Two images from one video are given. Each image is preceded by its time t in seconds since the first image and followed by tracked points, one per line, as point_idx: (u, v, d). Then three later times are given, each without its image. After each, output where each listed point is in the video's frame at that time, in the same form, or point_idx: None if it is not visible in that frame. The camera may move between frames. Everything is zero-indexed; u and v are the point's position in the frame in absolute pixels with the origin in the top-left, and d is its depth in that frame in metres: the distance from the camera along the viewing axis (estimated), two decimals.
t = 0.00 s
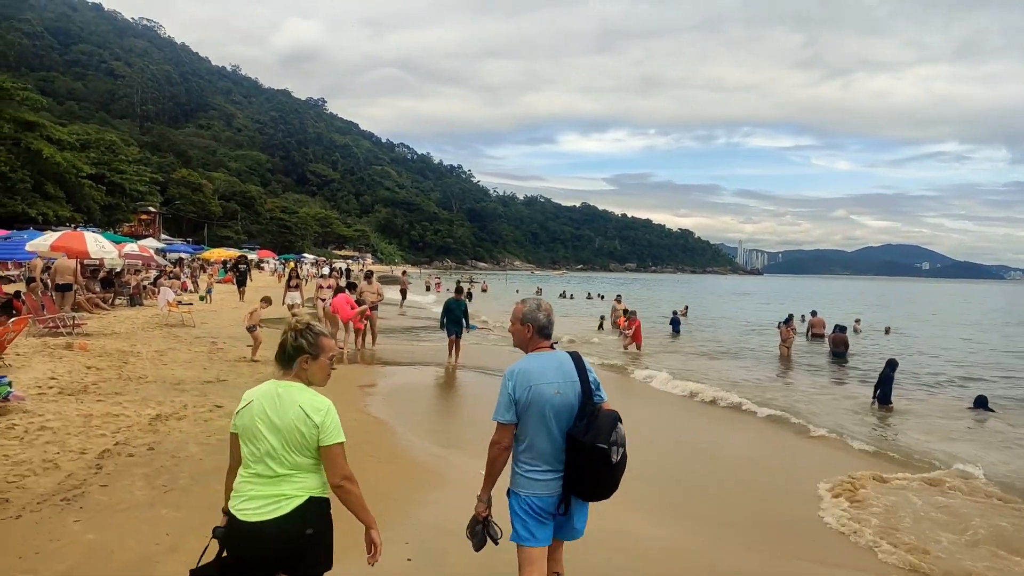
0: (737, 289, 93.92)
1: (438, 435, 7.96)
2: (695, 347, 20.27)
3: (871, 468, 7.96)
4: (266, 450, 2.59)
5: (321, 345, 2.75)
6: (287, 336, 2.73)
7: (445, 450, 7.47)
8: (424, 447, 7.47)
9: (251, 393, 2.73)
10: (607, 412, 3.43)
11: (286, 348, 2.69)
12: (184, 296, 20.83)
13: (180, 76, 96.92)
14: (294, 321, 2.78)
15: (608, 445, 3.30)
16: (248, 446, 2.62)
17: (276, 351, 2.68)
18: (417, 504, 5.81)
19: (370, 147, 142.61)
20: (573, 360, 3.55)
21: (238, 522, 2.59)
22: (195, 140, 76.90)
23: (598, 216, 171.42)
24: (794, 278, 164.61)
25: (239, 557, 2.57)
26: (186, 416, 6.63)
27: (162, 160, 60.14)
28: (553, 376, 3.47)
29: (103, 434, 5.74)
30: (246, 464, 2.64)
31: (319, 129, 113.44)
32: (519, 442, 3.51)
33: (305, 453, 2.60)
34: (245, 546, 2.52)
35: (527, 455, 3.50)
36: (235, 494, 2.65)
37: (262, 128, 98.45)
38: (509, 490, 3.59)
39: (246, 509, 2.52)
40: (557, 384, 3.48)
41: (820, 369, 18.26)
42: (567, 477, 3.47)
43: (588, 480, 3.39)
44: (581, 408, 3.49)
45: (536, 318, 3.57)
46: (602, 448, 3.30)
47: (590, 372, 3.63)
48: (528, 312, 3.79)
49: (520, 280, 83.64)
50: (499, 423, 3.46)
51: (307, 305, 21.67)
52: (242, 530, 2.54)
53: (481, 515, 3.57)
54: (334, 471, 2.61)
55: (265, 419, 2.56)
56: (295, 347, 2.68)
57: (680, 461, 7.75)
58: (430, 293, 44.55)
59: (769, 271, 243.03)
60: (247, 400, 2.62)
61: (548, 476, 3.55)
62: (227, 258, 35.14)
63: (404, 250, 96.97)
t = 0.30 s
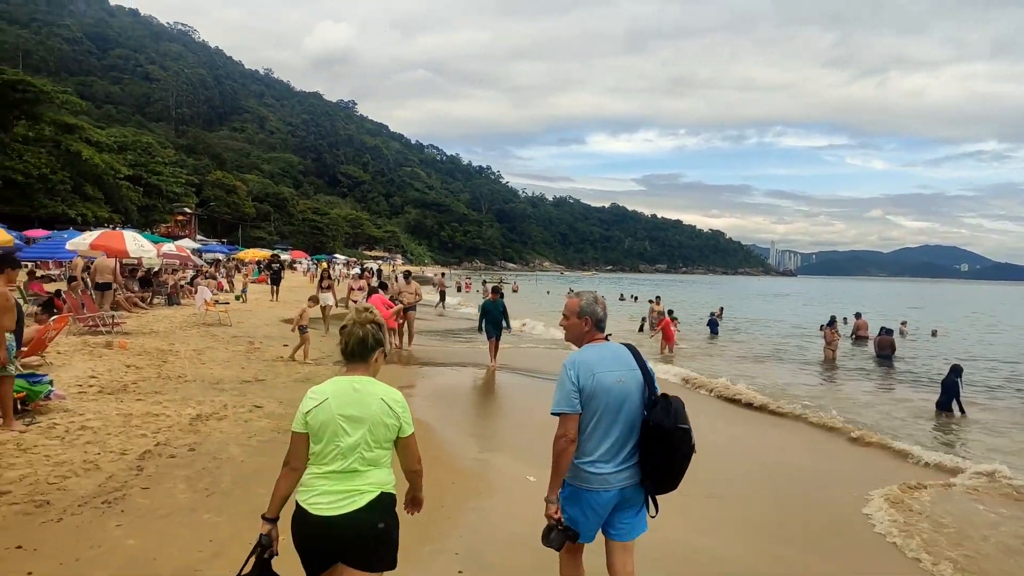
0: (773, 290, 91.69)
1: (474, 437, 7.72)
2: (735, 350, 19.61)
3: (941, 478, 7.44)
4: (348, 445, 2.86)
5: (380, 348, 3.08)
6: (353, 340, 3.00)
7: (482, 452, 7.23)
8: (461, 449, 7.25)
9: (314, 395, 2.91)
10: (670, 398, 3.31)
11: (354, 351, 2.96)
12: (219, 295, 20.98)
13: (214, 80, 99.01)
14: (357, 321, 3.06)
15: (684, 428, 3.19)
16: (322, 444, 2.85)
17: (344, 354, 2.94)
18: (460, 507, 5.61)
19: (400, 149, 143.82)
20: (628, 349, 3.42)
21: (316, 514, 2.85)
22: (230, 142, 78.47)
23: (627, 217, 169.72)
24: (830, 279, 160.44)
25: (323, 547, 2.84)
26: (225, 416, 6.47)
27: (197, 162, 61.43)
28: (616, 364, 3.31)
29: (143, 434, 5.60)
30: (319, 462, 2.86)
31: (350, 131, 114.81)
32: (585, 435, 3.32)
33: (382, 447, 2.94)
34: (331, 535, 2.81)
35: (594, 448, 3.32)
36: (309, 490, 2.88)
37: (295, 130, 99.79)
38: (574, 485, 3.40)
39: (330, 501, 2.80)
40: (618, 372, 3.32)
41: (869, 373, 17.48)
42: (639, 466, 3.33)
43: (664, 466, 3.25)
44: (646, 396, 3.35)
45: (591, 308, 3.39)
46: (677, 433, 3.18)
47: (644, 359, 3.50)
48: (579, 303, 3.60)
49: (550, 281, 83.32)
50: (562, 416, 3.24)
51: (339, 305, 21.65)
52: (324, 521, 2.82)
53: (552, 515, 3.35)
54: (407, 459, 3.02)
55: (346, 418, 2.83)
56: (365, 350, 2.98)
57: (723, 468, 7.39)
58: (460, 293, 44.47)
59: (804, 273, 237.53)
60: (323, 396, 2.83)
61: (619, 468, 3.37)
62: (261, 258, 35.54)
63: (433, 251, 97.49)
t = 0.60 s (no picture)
0: (826, 289, 88.54)
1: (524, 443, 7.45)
2: (793, 354, 18.75)
3: None
4: (411, 442, 2.87)
5: (434, 346, 3.07)
6: (409, 338, 2.97)
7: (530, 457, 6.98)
8: (507, 454, 7.02)
9: (376, 394, 2.91)
10: (725, 409, 3.14)
11: (411, 350, 2.95)
12: (270, 295, 21.35)
13: (264, 84, 101.90)
14: (414, 319, 3.06)
15: (738, 441, 3.00)
16: (387, 441, 2.86)
17: (400, 354, 2.92)
18: (511, 515, 5.37)
19: (443, 149, 145.12)
20: (682, 358, 3.26)
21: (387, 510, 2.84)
22: (278, 145, 80.59)
23: (671, 215, 166.87)
24: (887, 278, 153.99)
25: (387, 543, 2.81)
26: (278, 418, 6.39)
27: (248, 165, 63.25)
28: (669, 376, 3.16)
29: (200, 436, 5.58)
30: (384, 457, 2.87)
31: (394, 132, 116.45)
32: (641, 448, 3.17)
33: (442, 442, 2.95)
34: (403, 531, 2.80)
35: (650, 460, 3.17)
36: (376, 486, 2.87)
37: (341, 132, 101.76)
38: (632, 498, 3.26)
39: (404, 497, 2.79)
40: (673, 384, 3.16)
41: (940, 379, 16.42)
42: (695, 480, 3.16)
43: (720, 477, 3.08)
44: (701, 407, 3.17)
45: (642, 321, 3.23)
46: (732, 445, 3.00)
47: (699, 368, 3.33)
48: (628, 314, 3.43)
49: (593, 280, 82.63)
50: (619, 431, 3.08)
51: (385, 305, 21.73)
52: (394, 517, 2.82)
53: (610, 532, 3.21)
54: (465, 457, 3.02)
55: (412, 414, 2.85)
56: (422, 347, 2.98)
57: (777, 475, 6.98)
58: (504, 293, 44.40)
59: (857, 271, 228.77)
60: (385, 394, 2.85)
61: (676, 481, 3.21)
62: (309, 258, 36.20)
63: (476, 251, 97.98)
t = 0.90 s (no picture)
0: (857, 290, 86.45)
1: (558, 449, 7.13)
2: (832, 358, 18.02)
3: None
4: (459, 447, 2.71)
5: (482, 352, 2.90)
6: (455, 346, 2.83)
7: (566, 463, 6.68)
8: (540, 460, 6.75)
9: (422, 399, 2.77)
10: (758, 407, 3.11)
11: (458, 357, 2.80)
12: (296, 295, 21.30)
13: (291, 86, 103.01)
14: (457, 324, 2.93)
15: (765, 440, 2.96)
16: (434, 449, 2.69)
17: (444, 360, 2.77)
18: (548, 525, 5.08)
19: (467, 150, 145.37)
20: (716, 353, 3.28)
21: (444, 515, 2.66)
22: (305, 146, 81.38)
23: (697, 215, 164.86)
24: (920, 279, 150.01)
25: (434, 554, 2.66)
26: (306, 424, 6.13)
27: (275, 166, 63.95)
28: (699, 373, 3.19)
29: (226, 443, 5.35)
30: (435, 464, 2.70)
31: (418, 133, 116.99)
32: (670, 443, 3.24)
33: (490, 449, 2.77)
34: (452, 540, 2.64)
35: (678, 456, 3.24)
36: (428, 494, 2.70)
37: (366, 132, 102.38)
38: (665, 493, 3.31)
39: (460, 503, 2.65)
40: (704, 380, 3.20)
41: (993, 384, 15.56)
42: (725, 478, 3.13)
43: (740, 477, 3.05)
44: (730, 406, 3.16)
45: (673, 315, 3.33)
46: (761, 445, 2.97)
47: (738, 367, 3.30)
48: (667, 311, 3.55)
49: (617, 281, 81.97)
50: (643, 424, 3.21)
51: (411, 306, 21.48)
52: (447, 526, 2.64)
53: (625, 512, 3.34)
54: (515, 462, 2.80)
55: (457, 421, 2.68)
56: (470, 352, 2.81)
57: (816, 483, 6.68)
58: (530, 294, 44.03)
59: (888, 272, 223.54)
60: (432, 400, 2.70)
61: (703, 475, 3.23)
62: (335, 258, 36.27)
63: (500, 251, 97.88)
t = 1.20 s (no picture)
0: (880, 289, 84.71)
1: (581, 457, 6.86)
2: (862, 360, 17.43)
3: None
4: (502, 446, 2.95)
5: (524, 352, 3.17)
6: (500, 344, 3.06)
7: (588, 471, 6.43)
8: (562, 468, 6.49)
9: (465, 397, 3.00)
10: (785, 420, 2.96)
11: (502, 356, 3.04)
12: (312, 297, 21.24)
13: (306, 88, 103.86)
14: (502, 327, 3.14)
15: (791, 455, 2.82)
16: (477, 446, 2.95)
17: (488, 358, 3.02)
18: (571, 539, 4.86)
19: (482, 150, 145.31)
20: (742, 364, 3.14)
21: (484, 507, 2.96)
22: (320, 147, 81.90)
23: (714, 214, 163.18)
24: (944, 278, 146.95)
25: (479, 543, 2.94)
26: (323, 431, 5.92)
27: (291, 167, 64.36)
28: (724, 384, 3.07)
29: (240, 450, 5.16)
30: (476, 459, 2.97)
31: (433, 133, 117.19)
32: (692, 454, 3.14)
33: (531, 446, 3.02)
34: (493, 530, 2.92)
35: (701, 467, 3.13)
36: (469, 487, 2.97)
37: (381, 133, 102.66)
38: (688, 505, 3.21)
39: (498, 497, 2.91)
40: (729, 391, 3.07)
41: None
42: (749, 493, 3.00)
43: (764, 492, 2.92)
44: (756, 418, 3.03)
45: (699, 322, 3.21)
46: (787, 460, 2.83)
47: (764, 379, 3.17)
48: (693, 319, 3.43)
49: (633, 281, 81.26)
50: (663, 433, 3.12)
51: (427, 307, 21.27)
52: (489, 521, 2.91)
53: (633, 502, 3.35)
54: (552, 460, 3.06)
55: (501, 421, 2.91)
56: (513, 352, 3.06)
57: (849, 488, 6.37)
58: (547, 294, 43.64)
59: (909, 271, 219.61)
60: (477, 400, 2.95)
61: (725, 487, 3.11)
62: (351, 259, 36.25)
63: (515, 251, 97.56)
